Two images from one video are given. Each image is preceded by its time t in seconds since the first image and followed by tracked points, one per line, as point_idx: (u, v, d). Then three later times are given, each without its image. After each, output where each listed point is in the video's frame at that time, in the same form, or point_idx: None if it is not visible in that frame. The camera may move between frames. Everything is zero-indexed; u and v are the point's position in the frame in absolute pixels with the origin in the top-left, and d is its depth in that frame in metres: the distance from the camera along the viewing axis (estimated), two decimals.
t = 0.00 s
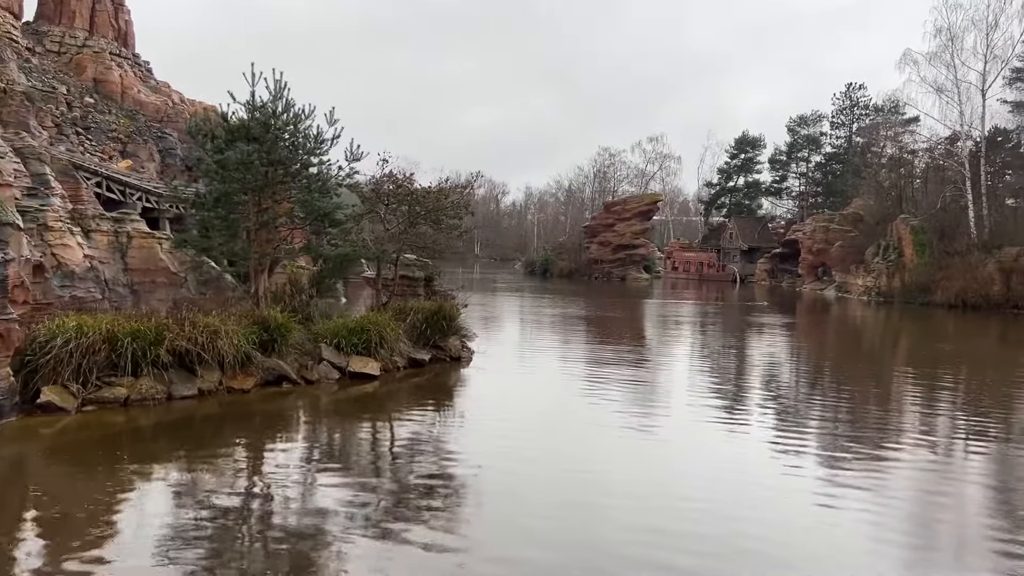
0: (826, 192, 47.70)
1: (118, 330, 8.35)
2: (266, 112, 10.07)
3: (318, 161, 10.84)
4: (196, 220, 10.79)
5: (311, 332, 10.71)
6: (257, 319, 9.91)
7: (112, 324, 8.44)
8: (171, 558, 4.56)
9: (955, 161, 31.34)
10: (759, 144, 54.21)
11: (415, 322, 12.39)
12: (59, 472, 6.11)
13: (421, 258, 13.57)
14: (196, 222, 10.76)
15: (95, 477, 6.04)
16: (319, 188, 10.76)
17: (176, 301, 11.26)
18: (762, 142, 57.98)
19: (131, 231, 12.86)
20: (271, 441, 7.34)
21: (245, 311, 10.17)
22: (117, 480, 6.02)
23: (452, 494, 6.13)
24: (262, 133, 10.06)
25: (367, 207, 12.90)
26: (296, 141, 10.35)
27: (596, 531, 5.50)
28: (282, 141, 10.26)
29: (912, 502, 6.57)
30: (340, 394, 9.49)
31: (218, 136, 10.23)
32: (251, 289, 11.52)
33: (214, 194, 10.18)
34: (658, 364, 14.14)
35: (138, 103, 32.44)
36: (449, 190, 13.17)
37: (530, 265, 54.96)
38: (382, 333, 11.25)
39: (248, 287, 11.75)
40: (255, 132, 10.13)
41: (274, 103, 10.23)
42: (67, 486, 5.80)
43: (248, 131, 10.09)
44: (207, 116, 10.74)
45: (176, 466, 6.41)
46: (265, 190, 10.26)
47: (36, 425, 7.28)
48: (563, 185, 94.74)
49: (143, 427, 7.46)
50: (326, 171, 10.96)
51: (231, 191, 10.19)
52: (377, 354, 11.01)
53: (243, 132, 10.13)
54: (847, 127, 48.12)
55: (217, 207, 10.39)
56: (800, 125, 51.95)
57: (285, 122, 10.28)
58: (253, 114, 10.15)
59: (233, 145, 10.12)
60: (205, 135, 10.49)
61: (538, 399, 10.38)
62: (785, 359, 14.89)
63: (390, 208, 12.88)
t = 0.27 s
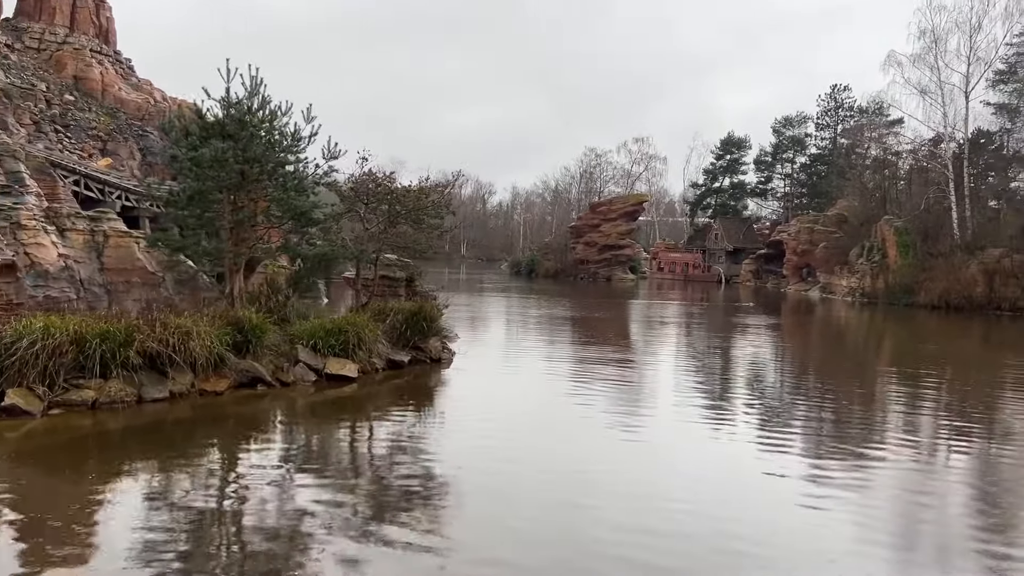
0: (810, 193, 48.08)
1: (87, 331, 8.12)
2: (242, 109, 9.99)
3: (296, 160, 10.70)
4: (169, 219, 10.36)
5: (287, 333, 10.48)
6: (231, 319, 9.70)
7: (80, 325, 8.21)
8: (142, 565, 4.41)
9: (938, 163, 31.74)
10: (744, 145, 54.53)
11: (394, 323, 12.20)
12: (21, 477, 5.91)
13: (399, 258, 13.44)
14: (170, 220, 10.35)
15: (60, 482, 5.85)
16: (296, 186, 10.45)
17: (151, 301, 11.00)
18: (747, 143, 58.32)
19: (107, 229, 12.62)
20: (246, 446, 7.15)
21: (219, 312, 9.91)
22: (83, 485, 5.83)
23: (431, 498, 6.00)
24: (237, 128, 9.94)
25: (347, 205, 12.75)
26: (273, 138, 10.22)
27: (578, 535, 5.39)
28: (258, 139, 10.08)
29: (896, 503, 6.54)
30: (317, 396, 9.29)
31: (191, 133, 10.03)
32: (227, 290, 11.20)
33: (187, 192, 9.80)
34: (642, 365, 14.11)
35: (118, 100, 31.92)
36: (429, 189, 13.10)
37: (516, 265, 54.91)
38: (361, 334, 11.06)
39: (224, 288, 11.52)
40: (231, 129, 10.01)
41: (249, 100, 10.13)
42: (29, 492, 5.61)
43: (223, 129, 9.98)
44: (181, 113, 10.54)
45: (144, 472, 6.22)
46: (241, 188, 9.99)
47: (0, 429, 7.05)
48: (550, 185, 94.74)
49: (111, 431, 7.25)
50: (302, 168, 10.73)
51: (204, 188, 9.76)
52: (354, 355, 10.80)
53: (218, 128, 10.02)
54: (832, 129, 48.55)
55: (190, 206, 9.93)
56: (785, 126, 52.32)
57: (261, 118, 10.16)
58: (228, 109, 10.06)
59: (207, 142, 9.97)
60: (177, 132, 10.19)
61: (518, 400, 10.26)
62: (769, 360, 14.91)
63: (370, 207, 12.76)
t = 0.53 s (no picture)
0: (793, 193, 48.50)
1: (51, 332, 7.87)
2: (214, 106, 9.78)
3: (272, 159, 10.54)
4: (139, 217, 10.09)
5: (261, 335, 10.24)
6: (201, 320, 9.46)
7: (45, 325, 7.96)
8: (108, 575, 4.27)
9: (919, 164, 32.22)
10: (727, 146, 54.88)
11: (371, 325, 12.02)
12: None
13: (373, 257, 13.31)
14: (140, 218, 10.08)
15: (21, 488, 5.66)
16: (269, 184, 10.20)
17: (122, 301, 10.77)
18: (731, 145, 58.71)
19: (79, 228, 12.30)
20: (217, 451, 6.97)
21: (188, 313, 9.70)
22: (46, 491, 5.64)
23: (410, 503, 5.89)
24: (209, 125, 9.73)
25: (323, 204, 12.46)
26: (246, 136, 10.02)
27: (558, 540, 5.31)
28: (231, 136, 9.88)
29: (876, 504, 6.54)
30: (290, 399, 9.09)
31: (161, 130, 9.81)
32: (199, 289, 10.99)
33: (157, 189, 9.55)
34: (624, 365, 14.08)
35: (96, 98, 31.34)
36: (407, 189, 12.93)
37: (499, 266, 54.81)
38: (335, 336, 10.84)
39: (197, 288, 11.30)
40: (203, 126, 9.81)
41: (222, 96, 9.92)
42: None
43: (195, 126, 9.79)
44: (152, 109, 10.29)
45: (108, 479, 6.02)
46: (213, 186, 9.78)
47: None
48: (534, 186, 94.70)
49: (76, 436, 7.04)
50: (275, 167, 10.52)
51: (175, 187, 9.50)
52: (329, 357, 10.57)
53: (189, 125, 9.81)
54: (814, 130, 49.01)
55: (161, 204, 9.68)
56: (768, 127, 52.70)
57: (234, 114, 9.96)
58: (200, 106, 9.87)
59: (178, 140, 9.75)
60: (146, 129, 9.93)
61: (498, 402, 10.07)
62: (751, 361, 14.96)
63: (347, 207, 12.50)
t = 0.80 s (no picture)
0: (774, 195, 48.95)
1: (12, 334, 7.60)
2: (183, 102, 9.54)
3: (243, 156, 10.30)
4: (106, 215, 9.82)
5: (233, 338, 9.91)
6: (168, 321, 9.17)
7: (6, 327, 7.69)
8: None
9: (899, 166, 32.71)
10: (709, 148, 55.23)
11: (346, 327, 11.76)
12: None
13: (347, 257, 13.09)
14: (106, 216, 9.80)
15: None
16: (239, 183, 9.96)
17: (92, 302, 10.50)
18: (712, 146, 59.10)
19: (50, 227, 11.96)
20: (186, 457, 6.74)
21: (155, 314, 9.44)
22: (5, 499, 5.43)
23: (386, 508, 5.77)
24: (178, 122, 9.51)
25: (297, 204, 12.17)
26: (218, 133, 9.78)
27: (537, 545, 5.22)
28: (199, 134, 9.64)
29: (855, 504, 6.53)
30: (261, 402, 8.82)
31: (127, 127, 9.54)
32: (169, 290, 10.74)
33: (123, 188, 9.30)
34: (605, 366, 14.03)
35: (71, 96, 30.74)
36: (383, 189, 12.72)
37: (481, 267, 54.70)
38: (309, 338, 10.47)
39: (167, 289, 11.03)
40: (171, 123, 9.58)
41: (191, 92, 9.71)
42: None
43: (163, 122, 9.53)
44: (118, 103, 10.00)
45: (70, 486, 5.81)
46: (182, 184, 9.57)
47: None
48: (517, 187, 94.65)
49: (36, 442, 6.79)
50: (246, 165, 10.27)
51: (142, 185, 9.28)
52: (302, 360, 10.21)
53: (157, 121, 9.58)
54: (795, 132, 49.50)
55: (128, 202, 9.43)
56: (749, 129, 53.11)
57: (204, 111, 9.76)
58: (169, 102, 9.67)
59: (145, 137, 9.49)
60: (111, 126, 9.65)
61: (475, 404, 9.87)
62: (733, 362, 15.01)
63: (321, 206, 12.26)
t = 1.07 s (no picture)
0: (753, 197, 49.37)
1: None
2: (150, 99, 9.32)
3: (212, 154, 10.07)
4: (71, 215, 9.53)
5: (200, 341, 9.67)
6: (134, 324, 8.90)
7: None
8: None
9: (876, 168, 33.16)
10: (689, 150, 55.58)
11: (319, 330, 11.53)
12: None
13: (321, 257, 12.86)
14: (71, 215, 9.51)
15: None
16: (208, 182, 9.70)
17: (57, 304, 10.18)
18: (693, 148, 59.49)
19: (16, 227, 11.60)
20: (152, 463, 6.51)
21: (121, 316, 9.17)
22: None
23: (362, 513, 5.62)
24: (145, 119, 9.26)
25: (270, 204, 12.03)
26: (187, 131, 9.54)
27: (517, 548, 5.13)
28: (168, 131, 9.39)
29: (835, 505, 6.51)
30: (231, 406, 8.59)
31: (91, 124, 9.27)
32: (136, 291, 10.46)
33: (88, 185, 9.02)
34: (587, 368, 13.98)
35: (43, 93, 30.04)
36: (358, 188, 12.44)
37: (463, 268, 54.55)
38: (280, 340, 10.23)
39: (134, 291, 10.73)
40: (139, 120, 9.34)
41: (158, 88, 9.47)
42: None
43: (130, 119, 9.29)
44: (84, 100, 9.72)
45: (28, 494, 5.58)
46: (149, 183, 9.33)
47: None
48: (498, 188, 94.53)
49: None
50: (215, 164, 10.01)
51: (107, 183, 9.00)
52: (273, 362, 9.97)
53: (124, 119, 9.34)
54: (774, 134, 49.99)
55: (93, 201, 9.15)
56: (729, 131, 53.53)
57: (172, 108, 9.53)
58: (136, 99, 9.43)
59: (111, 134, 9.23)
60: (76, 122, 9.37)
61: (451, 406, 9.70)
62: (713, 363, 15.02)
63: (294, 206, 12.08)
